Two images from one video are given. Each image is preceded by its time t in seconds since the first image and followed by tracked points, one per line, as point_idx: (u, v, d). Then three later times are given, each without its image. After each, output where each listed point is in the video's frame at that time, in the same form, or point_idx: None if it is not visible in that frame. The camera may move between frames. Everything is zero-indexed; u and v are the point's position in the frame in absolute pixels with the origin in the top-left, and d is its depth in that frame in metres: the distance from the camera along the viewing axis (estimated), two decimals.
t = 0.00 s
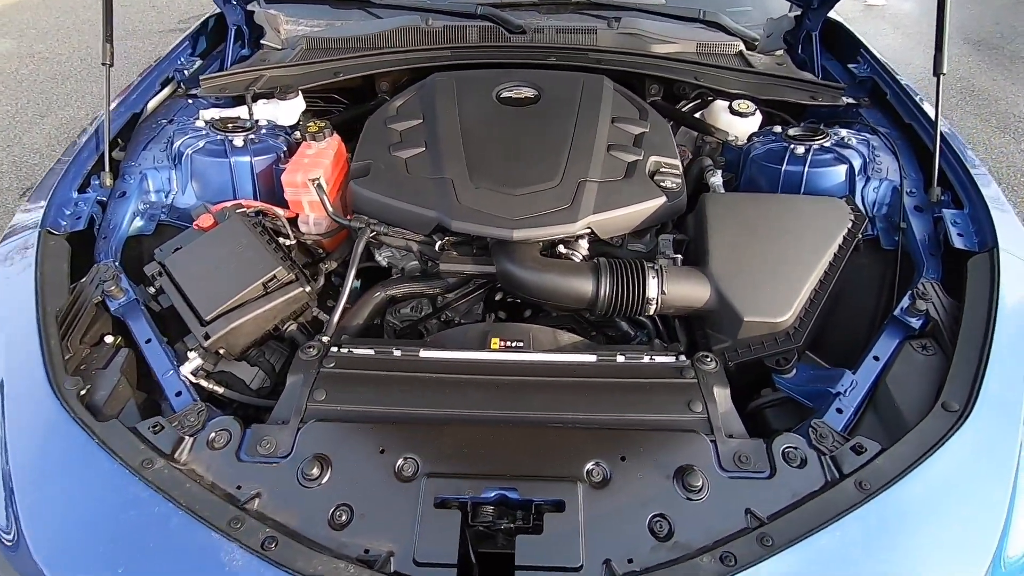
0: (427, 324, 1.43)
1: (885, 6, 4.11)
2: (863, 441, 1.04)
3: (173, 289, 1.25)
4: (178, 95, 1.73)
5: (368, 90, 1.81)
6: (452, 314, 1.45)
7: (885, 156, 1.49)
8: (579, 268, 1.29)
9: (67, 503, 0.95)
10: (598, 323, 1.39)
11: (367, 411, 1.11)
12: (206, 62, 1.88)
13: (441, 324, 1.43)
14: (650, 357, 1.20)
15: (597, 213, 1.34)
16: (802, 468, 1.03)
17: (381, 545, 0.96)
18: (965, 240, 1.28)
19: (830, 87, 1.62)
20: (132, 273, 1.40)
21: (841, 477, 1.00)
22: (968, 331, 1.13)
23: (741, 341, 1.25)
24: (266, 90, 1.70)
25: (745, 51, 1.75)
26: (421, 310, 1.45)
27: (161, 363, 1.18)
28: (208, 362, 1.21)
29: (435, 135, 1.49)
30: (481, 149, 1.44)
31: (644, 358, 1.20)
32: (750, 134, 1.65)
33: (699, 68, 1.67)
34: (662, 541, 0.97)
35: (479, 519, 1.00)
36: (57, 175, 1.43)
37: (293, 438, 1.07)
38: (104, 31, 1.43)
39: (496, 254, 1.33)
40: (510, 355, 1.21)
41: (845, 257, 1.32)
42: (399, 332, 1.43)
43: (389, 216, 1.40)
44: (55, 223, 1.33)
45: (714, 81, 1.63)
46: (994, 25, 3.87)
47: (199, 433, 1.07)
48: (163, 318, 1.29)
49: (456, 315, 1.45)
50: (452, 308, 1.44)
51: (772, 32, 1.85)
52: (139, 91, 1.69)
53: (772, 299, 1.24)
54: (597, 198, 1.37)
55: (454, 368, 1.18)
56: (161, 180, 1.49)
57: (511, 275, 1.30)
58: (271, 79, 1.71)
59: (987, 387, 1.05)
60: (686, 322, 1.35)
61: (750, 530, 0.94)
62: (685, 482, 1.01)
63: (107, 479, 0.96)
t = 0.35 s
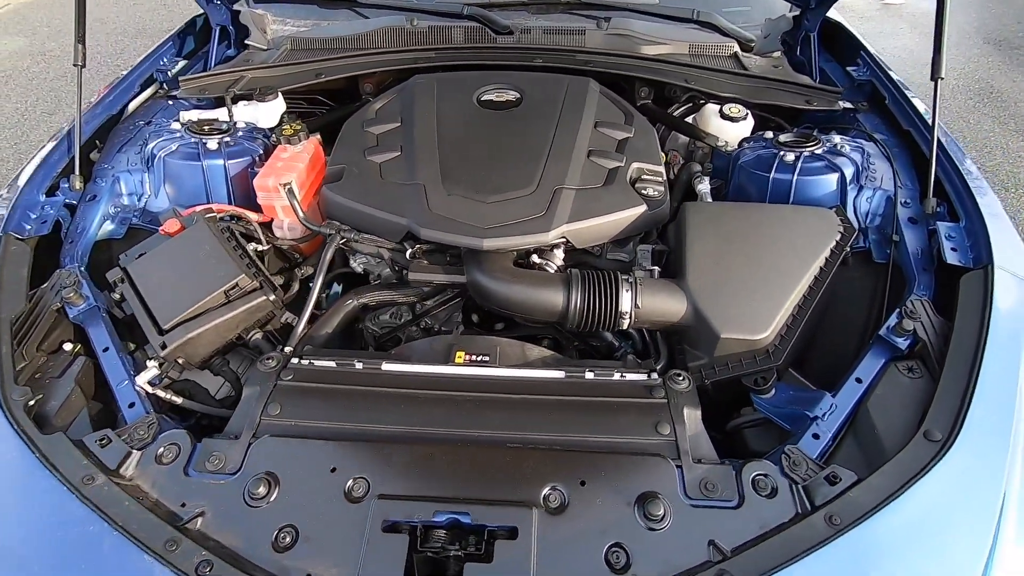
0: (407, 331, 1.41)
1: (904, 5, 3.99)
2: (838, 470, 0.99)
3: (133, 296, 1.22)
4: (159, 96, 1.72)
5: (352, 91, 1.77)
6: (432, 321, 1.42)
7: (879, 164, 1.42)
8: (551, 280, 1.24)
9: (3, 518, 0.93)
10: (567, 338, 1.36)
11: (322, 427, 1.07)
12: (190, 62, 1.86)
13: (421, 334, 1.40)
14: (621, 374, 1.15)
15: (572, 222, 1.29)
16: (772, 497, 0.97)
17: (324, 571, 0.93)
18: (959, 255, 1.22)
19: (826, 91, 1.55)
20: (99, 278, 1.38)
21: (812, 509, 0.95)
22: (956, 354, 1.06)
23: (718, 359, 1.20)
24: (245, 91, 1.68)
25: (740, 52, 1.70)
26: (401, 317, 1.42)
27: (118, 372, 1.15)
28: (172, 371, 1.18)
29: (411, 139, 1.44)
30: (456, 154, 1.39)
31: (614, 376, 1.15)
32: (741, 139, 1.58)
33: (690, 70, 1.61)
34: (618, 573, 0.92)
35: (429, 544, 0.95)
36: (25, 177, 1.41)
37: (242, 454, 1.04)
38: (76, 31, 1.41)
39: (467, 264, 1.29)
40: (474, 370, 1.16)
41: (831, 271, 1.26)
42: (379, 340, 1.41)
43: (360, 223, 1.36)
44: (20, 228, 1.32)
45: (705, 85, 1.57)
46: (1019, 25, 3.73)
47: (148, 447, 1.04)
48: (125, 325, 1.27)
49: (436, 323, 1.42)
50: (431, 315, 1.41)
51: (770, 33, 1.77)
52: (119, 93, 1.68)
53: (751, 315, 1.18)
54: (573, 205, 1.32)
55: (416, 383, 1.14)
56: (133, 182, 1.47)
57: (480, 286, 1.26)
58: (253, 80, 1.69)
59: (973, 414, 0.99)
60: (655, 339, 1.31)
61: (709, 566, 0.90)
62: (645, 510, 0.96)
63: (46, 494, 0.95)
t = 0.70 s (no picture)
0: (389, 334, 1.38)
1: None
2: (816, 490, 0.94)
3: (96, 299, 1.19)
4: (137, 93, 1.70)
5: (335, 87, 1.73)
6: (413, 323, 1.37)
7: (874, 164, 1.36)
8: (524, 284, 1.20)
9: None
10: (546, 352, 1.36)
11: (280, 437, 1.03)
12: (172, 57, 1.85)
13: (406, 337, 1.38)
14: (595, 383, 1.11)
15: (549, 224, 1.24)
16: (745, 518, 0.92)
17: None
18: (954, 262, 1.16)
19: (822, 87, 1.49)
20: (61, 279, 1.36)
21: (786, 532, 0.90)
22: (946, 367, 1.01)
23: (698, 368, 1.15)
24: (225, 87, 1.64)
25: (735, 46, 1.63)
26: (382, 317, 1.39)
27: (77, 377, 1.12)
28: (139, 375, 1.16)
29: (388, 137, 1.40)
30: (433, 153, 1.35)
31: (587, 386, 1.10)
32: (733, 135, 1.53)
33: (681, 65, 1.54)
34: None
35: (384, 562, 0.91)
36: None
37: (197, 465, 1.00)
38: (45, 26, 1.37)
39: (440, 267, 1.25)
40: (442, 378, 1.12)
41: (819, 276, 1.20)
42: (360, 341, 1.39)
43: (333, 223, 1.32)
44: None
45: (696, 80, 1.51)
46: None
47: (101, 456, 1.01)
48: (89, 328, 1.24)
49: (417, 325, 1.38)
50: (412, 317, 1.37)
51: (766, 27, 1.68)
52: (92, 89, 1.64)
53: (733, 323, 1.13)
54: (551, 206, 1.26)
55: (381, 392, 1.09)
56: (106, 181, 1.44)
57: (453, 290, 1.22)
58: (232, 75, 1.66)
59: (961, 432, 0.94)
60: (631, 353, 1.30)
61: None
62: (610, 530, 0.92)
63: None
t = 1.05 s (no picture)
0: (380, 334, 1.32)
1: None
2: (827, 511, 0.88)
3: (66, 306, 1.13)
4: (114, 84, 1.63)
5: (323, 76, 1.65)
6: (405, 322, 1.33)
7: (888, 154, 1.29)
8: (517, 287, 1.14)
9: None
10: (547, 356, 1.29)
11: (256, 453, 0.97)
12: (152, 45, 1.78)
13: (399, 339, 1.31)
14: (591, 394, 1.05)
15: (544, 223, 1.17)
16: (750, 542, 0.86)
17: None
18: (975, 261, 1.09)
19: (833, 73, 1.41)
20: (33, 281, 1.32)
21: (795, 558, 0.84)
22: (967, 378, 0.95)
23: (701, 375, 1.09)
24: (205, 77, 1.57)
25: (740, 29, 1.54)
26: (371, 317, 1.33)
27: (44, 390, 1.06)
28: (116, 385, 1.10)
29: (373, 129, 1.33)
30: (422, 146, 1.28)
31: (583, 396, 1.05)
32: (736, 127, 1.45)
33: (684, 50, 1.46)
34: None
35: None
36: None
37: (168, 484, 0.94)
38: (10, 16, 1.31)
39: (428, 268, 1.18)
40: (429, 389, 1.06)
41: (829, 277, 1.13)
42: (349, 342, 1.33)
43: (317, 222, 1.25)
44: None
45: (700, 66, 1.43)
46: None
47: (68, 475, 0.95)
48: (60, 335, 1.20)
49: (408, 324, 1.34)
50: (404, 317, 1.32)
51: (773, 9, 1.62)
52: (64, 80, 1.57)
53: (738, 328, 1.06)
54: (545, 202, 1.19)
55: (363, 403, 1.03)
56: (79, 177, 1.38)
57: (441, 293, 1.15)
58: (212, 65, 1.59)
59: (985, 449, 0.87)
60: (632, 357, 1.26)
61: None
62: (606, 555, 0.86)
63: None
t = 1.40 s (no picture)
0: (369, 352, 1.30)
1: None
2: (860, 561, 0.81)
3: (19, 344, 1.04)
4: (72, 89, 1.53)
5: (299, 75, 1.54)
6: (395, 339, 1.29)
7: (903, 158, 1.21)
8: (516, 311, 1.05)
9: None
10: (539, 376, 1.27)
11: (233, 507, 0.88)
12: (114, 45, 1.67)
13: (387, 356, 1.31)
14: (598, 429, 0.98)
15: (543, 239, 1.08)
16: None
17: None
18: (1003, 276, 1.02)
19: (842, 70, 1.32)
20: None
21: None
22: (1003, 409, 0.89)
23: (714, 404, 1.02)
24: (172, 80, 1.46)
25: (741, 22, 1.44)
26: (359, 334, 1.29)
27: None
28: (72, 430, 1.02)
29: (355, 138, 1.23)
30: (407, 156, 1.18)
31: (589, 430, 0.97)
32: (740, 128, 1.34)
33: (683, 45, 1.36)
34: None
35: None
36: None
37: (136, 545, 0.85)
38: None
39: (418, 292, 1.09)
40: (421, 426, 0.97)
41: (848, 294, 1.06)
42: (337, 358, 1.32)
43: (297, 242, 1.16)
44: None
45: (702, 63, 1.32)
46: None
47: (22, 540, 0.86)
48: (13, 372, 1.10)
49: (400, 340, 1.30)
50: (393, 335, 1.28)
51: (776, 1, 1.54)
52: (18, 84, 1.45)
53: (752, 355, 0.99)
54: (543, 217, 1.11)
55: (350, 446, 0.94)
56: (34, 194, 1.28)
57: (433, 319, 1.07)
58: (179, 66, 1.48)
59: None
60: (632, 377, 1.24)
61: None
62: None
63: None
